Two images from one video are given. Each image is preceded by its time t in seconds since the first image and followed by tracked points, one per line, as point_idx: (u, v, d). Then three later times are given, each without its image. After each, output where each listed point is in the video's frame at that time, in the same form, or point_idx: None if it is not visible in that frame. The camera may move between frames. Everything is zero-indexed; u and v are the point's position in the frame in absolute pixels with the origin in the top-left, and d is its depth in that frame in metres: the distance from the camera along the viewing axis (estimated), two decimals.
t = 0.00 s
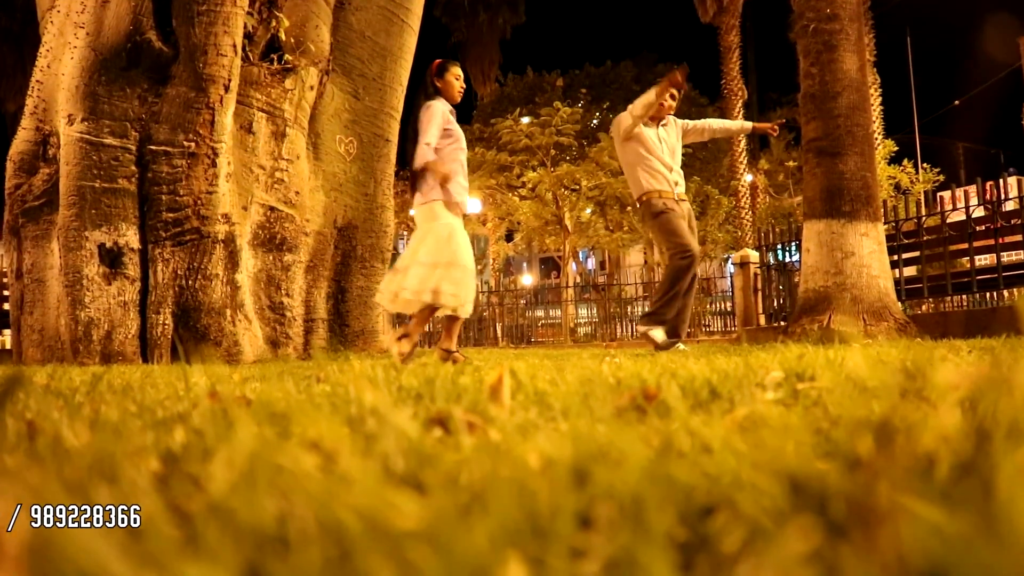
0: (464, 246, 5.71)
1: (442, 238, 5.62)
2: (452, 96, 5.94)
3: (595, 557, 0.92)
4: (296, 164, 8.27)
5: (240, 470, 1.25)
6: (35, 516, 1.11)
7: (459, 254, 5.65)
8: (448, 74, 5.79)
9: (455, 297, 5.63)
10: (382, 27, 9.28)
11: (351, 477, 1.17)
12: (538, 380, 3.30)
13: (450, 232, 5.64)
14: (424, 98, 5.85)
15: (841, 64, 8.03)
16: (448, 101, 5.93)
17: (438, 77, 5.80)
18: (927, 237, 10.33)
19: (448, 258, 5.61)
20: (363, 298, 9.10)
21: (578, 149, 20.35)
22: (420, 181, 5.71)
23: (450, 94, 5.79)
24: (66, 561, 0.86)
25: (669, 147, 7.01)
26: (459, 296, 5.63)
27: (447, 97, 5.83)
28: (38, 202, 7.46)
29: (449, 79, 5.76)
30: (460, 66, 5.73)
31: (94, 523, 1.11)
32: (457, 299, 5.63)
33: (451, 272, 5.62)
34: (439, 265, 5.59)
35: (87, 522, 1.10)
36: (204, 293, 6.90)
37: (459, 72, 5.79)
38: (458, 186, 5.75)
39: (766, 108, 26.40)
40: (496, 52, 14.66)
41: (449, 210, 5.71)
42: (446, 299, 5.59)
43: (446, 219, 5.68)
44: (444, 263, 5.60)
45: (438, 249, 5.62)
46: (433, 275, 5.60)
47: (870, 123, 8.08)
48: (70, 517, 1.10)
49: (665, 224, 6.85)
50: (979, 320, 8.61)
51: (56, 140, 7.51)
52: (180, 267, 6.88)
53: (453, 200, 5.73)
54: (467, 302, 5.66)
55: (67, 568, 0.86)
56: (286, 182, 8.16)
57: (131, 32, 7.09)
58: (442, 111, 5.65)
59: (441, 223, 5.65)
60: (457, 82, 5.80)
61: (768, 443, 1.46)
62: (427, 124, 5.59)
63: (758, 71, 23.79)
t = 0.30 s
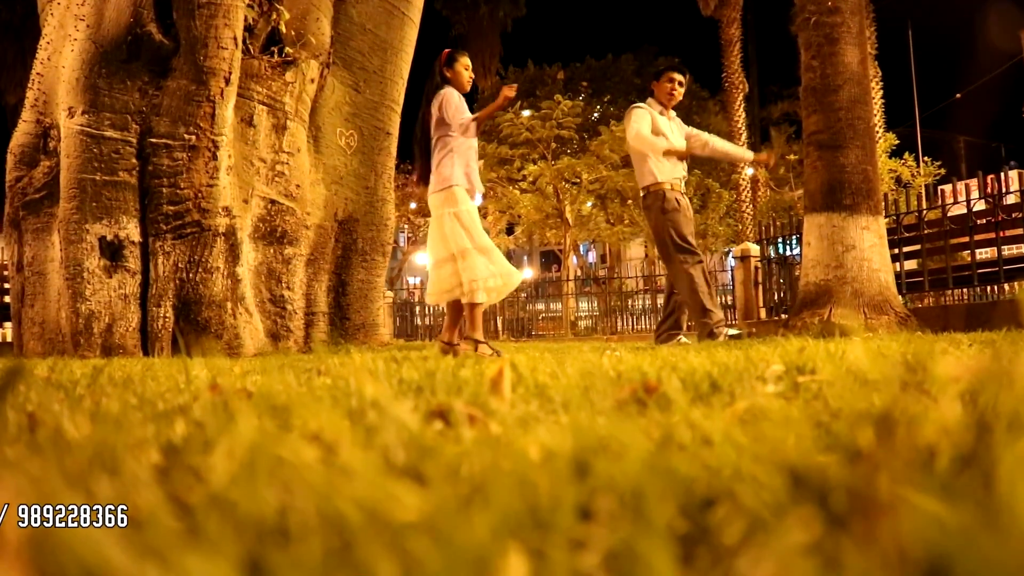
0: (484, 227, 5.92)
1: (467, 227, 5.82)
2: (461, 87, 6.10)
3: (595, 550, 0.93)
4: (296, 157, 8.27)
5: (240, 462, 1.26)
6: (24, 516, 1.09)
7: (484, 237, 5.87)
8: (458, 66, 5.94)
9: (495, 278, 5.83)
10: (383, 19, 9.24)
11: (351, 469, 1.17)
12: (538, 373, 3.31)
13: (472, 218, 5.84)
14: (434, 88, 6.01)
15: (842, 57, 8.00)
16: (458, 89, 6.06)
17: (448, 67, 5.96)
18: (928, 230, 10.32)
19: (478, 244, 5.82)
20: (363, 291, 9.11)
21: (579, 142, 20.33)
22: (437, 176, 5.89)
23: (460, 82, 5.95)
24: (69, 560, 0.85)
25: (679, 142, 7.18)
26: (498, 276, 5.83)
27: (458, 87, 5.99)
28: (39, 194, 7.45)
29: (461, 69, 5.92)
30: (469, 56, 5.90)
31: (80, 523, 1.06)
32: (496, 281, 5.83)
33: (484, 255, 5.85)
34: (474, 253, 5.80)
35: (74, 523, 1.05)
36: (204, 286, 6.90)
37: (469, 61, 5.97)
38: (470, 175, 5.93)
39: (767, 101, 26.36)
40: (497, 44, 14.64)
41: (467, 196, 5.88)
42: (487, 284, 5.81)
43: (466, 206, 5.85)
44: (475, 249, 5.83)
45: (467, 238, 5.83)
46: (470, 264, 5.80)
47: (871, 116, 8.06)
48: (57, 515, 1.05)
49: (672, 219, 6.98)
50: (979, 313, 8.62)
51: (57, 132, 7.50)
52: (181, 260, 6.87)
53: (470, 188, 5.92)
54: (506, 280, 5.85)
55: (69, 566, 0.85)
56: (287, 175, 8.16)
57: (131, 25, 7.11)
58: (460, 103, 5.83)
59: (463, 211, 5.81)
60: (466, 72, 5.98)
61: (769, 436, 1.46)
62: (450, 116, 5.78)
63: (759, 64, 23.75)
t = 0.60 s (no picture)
0: (477, 228, 5.79)
1: (454, 229, 5.72)
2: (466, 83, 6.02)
3: (595, 545, 0.93)
4: (297, 153, 8.27)
5: (241, 457, 1.26)
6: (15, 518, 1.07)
7: (476, 238, 5.75)
8: (459, 62, 5.87)
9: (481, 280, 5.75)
10: (383, 15, 9.25)
11: (352, 464, 1.17)
12: (538, 369, 3.31)
13: (463, 220, 5.73)
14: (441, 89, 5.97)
15: (843, 53, 7.99)
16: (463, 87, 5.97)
17: (450, 67, 5.92)
18: (929, 226, 10.31)
19: (466, 247, 5.72)
20: (363, 287, 9.10)
21: (579, 138, 20.32)
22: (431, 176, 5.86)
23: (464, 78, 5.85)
24: (69, 559, 0.85)
25: (680, 137, 7.10)
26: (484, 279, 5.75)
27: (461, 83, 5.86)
28: (39, 191, 7.44)
29: (461, 66, 5.85)
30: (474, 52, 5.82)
31: (69, 522, 1.00)
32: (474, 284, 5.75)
33: (473, 257, 5.74)
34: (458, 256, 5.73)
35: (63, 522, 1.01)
36: (205, 282, 6.90)
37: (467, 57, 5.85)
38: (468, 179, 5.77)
39: (767, 97, 26.34)
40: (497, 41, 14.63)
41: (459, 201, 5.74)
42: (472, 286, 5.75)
43: (458, 209, 5.74)
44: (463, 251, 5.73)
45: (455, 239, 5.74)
46: (456, 265, 5.75)
47: (872, 112, 8.05)
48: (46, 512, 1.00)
49: (669, 213, 6.89)
50: (980, 309, 8.62)
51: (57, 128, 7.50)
52: (182, 256, 6.87)
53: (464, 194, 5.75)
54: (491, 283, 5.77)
55: (70, 566, 0.84)
56: (287, 171, 8.15)
57: (131, 21, 7.09)
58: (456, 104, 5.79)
59: (453, 214, 5.71)
60: (466, 68, 5.87)
61: (769, 431, 1.46)
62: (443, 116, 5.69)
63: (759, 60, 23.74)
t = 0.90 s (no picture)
0: (459, 231, 5.81)
1: (434, 226, 5.68)
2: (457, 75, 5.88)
3: (595, 542, 0.92)
4: (297, 151, 8.26)
5: (241, 455, 1.26)
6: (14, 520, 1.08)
7: (454, 241, 5.76)
8: (447, 53, 5.80)
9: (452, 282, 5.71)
10: (384, 13, 9.28)
11: (353, 462, 1.17)
12: (539, 367, 3.31)
13: (444, 218, 5.72)
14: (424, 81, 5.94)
15: (843, 50, 7.99)
16: (452, 80, 5.88)
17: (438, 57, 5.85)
18: (929, 224, 10.30)
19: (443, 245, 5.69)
20: (363, 285, 9.10)
21: (580, 135, 20.35)
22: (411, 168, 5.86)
23: (450, 72, 5.76)
24: (72, 556, 0.85)
25: (672, 128, 6.73)
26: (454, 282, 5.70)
27: (447, 75, 5.80)
28: (39, 189, 7.44)
29: (446, 56, 5.77)
30: (463, 44, 5.75)
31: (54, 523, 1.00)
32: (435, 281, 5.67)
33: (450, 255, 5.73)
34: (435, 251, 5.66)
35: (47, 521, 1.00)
36: (205, 280, 6.90)
37: (448, 49, 5.75)
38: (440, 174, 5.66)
39: (768, 95, 26.34)
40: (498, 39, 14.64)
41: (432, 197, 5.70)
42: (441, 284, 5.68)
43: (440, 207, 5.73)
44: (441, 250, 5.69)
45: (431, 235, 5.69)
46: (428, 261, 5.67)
47: (873, 110, 8.04)
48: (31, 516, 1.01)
49: (640, 215, 6.68)
50: (980, 307, 8.62)
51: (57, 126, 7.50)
52: (183, 255, 6.88)
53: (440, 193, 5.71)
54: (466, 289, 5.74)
55: (72, 563, 0.85)
56: (287, 169, 8.15)
57: (131, 19, 7.09)
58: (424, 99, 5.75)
59: (434, 211, 5.69)
60: (451, 60, 5.75)
61: (770, 429, 1.46)
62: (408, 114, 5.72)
63: (760, 58, 23.74)
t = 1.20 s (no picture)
0: (427, 242, 5.65)
1: (395, 243, 5.59)
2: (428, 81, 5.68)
3: (595, 556, 0.92)
4: (298, 160, 8.27)
5: (242, 467, 1.26)
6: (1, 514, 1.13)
7: (420, 254, 5.62)
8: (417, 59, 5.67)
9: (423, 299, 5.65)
10: (384, 22, 9.27)
11: (353, 475, 1.17)
12: (539, 377, 3.30)
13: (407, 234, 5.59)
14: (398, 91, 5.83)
15: (843, 59, 8.01)
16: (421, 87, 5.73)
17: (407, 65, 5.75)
18: (929, 233, 10.31)
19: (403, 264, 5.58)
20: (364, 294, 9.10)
21: (580, 144, 20.38)
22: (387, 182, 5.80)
23: (418, 77, 5.63)
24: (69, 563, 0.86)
25: (648, 137, 6.70)
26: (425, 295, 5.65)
27: (417, 81, 5.65)
28: (40, 197, 7.45)
29: (413, 62, 5.66)
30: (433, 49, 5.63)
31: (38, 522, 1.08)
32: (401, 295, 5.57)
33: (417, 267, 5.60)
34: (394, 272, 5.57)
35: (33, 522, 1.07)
36: (205, 288, 6.91)
37: (416, 54, 5.62)
38: (399, 180, 5.54)
39: (768, 104, 26.40)
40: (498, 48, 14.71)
41: (394, 212, 5.60)
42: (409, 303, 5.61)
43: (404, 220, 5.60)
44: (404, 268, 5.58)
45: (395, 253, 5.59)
46: (388, 281, 5.58)
47: (873, 119, 8.06)
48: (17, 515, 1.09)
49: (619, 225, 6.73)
50: (980, 317, 8.62)
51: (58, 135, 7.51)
52: (183, 263, 6.88)
53: (402, 202, 5.58)
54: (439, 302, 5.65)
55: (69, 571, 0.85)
56: (288, 178, 8.15)
57: (132, 28, 7.14)
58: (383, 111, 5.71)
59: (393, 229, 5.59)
60: (420, 65, 5.62)
61: (772, 441, 1.46)
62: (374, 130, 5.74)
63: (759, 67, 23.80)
